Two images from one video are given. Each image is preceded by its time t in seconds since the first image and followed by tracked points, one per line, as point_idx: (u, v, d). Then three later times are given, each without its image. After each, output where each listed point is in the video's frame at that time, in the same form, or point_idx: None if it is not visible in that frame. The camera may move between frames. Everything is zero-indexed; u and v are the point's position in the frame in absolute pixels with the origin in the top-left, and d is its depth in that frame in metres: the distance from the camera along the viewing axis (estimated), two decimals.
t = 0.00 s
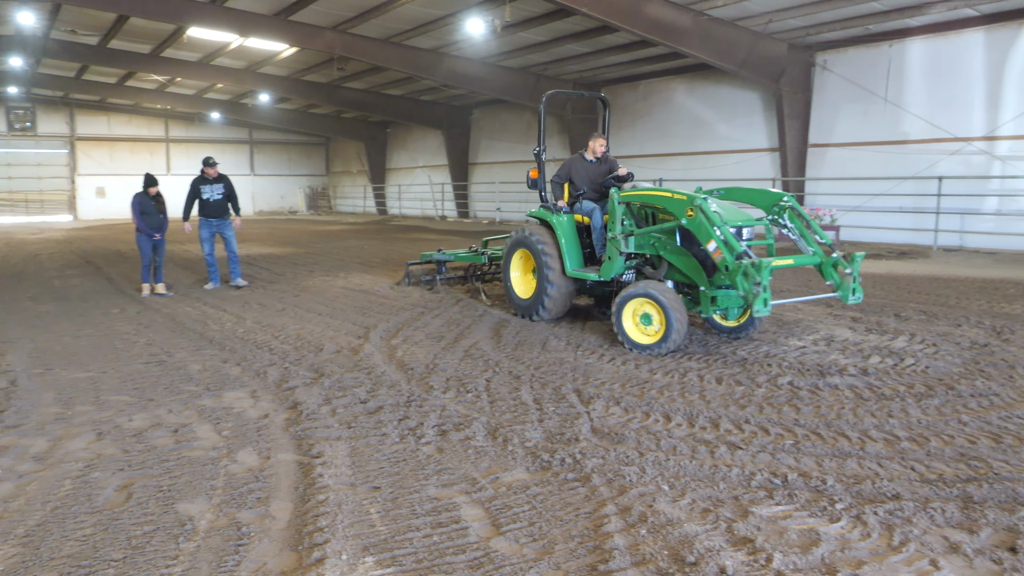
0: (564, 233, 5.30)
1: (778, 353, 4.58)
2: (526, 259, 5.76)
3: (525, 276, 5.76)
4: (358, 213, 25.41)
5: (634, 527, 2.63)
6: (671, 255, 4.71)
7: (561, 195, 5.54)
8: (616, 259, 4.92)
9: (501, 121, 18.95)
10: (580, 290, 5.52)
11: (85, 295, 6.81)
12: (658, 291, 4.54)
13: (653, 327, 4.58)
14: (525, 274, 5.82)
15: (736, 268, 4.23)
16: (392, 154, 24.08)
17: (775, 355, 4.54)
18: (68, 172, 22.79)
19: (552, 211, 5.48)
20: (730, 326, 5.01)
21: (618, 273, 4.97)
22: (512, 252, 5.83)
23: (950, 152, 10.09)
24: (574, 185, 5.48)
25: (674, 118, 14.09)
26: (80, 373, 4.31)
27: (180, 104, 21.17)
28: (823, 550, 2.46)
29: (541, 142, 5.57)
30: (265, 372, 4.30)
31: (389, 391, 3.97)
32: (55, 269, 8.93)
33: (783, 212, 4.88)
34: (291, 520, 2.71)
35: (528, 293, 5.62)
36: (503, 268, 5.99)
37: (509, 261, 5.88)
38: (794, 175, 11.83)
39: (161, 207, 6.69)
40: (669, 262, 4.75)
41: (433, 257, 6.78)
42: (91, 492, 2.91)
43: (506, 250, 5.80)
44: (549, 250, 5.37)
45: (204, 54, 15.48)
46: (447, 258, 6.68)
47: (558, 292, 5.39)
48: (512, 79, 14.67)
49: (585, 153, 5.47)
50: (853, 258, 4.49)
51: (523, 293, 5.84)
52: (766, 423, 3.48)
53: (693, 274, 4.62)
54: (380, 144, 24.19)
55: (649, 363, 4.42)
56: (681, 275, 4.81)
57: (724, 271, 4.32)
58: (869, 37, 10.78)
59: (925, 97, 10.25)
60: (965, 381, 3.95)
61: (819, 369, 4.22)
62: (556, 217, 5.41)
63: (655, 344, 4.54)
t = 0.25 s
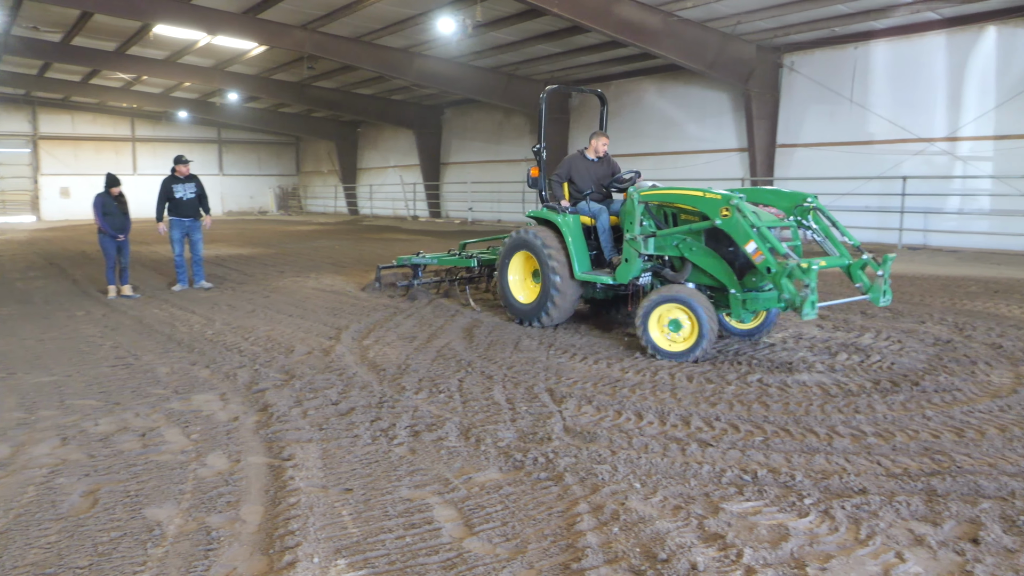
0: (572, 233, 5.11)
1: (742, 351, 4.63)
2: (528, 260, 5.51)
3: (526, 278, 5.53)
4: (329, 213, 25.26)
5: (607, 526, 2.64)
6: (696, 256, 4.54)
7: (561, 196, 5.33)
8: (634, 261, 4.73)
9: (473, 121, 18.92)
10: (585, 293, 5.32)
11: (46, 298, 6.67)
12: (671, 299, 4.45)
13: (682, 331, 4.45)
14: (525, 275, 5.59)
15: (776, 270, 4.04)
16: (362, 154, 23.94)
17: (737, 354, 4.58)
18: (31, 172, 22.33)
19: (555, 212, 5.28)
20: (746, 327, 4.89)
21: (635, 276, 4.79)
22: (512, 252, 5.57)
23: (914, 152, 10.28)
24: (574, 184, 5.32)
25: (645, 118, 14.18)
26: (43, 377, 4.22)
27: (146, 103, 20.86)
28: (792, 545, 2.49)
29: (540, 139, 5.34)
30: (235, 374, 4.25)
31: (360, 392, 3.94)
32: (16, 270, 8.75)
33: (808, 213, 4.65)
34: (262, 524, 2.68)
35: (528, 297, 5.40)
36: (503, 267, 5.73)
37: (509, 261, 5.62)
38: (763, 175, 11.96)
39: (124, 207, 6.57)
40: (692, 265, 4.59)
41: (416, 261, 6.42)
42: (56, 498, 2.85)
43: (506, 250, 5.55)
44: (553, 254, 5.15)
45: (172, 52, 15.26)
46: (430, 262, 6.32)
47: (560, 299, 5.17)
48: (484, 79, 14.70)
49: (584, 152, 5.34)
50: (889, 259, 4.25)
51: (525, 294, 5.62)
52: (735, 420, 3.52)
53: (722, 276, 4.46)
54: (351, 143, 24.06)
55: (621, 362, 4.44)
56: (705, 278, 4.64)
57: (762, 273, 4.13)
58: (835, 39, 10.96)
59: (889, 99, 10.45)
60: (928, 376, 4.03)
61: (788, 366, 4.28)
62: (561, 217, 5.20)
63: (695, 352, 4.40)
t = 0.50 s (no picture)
0: (583, 235, 4.91)
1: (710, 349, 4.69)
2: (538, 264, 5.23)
3: (530, 279, 5.31)
4: (298, 213, 25.13)
5: (578, 524, 2.65)
6: (726, 259, 4.40)
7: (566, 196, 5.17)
8: (657, 265, 4.57)
9: (443, 121, 18.91)
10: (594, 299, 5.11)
11: (5, 300, 6.54)
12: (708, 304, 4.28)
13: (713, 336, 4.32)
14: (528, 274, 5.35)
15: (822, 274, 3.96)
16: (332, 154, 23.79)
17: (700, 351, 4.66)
18: None
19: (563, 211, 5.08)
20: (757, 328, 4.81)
21: (655, 280, 4.63)
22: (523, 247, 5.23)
23: (878, 153, 10.47)
24: (578, 185, 5.18)
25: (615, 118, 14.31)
26: (3, 381, 4.13)
27: (110, 102, 20.57)
28: (761, 540, 2.52)
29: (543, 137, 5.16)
30: (203, 377, 4.19)
31: (331, 394, 3.91)
32: None
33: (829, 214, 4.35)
34: (231, 528, 2.64)
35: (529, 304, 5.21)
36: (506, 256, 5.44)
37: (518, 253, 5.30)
38: (731, 175, 12.15)
39: (85, 208, 6.44)
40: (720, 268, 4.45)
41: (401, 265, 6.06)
42: (17, 506, 2.78)
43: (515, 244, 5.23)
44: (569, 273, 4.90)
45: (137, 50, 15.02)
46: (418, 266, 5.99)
47: (567, 316, 5.00)
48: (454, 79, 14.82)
49: (587, 151, 5.23)
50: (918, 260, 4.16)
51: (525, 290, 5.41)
52: (705, 418, 3.55)
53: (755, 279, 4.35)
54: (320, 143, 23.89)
55: (592, 361, 4.46)
56: (731, 281, 4.51)
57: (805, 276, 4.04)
58: (801, 41, 11.14)
59: (853, 100, 10.64)
60: (892, 372, 4.11)
61: (756, 363, 4.34)
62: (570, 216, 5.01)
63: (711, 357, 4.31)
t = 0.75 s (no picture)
0: (596, 236, 4.76)
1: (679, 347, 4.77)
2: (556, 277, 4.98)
3: (537, 281, 5.10)
4: (263, 213, 25.02)
5: (547, 523, 2.66)
6: (754, 260, 4.35)
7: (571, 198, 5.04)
8: (681, 268, 4.49)
9: (410, 121, 18.97)
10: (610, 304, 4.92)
11: None
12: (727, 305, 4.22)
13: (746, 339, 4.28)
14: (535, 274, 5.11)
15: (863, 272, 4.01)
16: (298, 154, 23.60)
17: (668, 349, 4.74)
18: None
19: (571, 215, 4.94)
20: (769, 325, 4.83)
21: (677, 283, 4.54)
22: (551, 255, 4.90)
23: (839, 153, 10.68)
24: (585, 186, 5.07)
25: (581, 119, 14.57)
26: None
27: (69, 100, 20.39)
28: (727, 535, 2.55)
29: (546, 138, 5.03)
30: (166, 381, 4.11)
31: (298, 396, 3.87)
32: None
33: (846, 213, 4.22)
34: (195, 534, 2.60)
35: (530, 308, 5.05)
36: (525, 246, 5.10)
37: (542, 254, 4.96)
38: (696, 174, 12.37)
39: (42, 209, 6.30)
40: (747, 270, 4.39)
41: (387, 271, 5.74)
42: None
43: (541, 248, 4.89)
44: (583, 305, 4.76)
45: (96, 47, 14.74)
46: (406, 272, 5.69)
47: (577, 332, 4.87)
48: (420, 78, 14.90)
49: (591, 152, 5.13)
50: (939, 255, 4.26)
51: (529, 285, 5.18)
52: (672, 415, 3.58)
53: (784, 279, 4.32)
54: (286, 143, 23.73)
55: (560, 360, 4.48)
56: (757, 282, 4.46)
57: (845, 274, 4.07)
58: (764, 43, 11.33)
59: (815, 102, 10.87)
60: (854, 368, 4.20)
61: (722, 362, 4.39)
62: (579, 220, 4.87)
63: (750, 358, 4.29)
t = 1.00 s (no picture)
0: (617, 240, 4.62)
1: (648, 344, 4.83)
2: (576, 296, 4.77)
3: (552, 282, 4.87)
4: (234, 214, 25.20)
5: (521, 523, 2.66)
6: (788, 258, 4.36)
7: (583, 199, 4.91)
8: (709, 267, 4.43)
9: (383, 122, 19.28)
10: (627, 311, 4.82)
11: None
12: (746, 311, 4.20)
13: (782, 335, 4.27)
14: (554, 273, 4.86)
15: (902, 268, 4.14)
16: (268, 154, 23.83)
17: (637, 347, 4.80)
18: None
19: (589, 216, 4.78)
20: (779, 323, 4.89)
21: (705, 285, 4.47)
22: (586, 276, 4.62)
23: (807, 153, 11.02)
24: (597, 187, 4.93)
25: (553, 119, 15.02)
26: None
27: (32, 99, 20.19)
28: (699, 532, 2.57)
29: (558, 137, 4.91)
30: (134, 385, 4.05)
31: (269, 399, 3.83)
32: None
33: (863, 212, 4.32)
34: (165, 539, 2.56)
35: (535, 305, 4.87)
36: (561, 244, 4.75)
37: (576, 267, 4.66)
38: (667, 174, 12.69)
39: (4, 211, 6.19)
40: (778, 269, 4.40)
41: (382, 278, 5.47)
42: None
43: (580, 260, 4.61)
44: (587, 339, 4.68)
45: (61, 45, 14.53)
46: (404, 279, 5.43)
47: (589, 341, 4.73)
48: (390, 78, 15.26)
49: (603, 152, 5.00)
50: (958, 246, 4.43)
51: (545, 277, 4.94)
52: (645, 414, 3.61)
53: (816, 277, 4.37)
54: (255, 143, 23.89)
55: (533, 361, 4.48)
56: (785, 280, 4.48)
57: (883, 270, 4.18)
58: (733, 45, 11.69)
59: (783, 103, 11.22)
60: (823, 366, 4.25)
61: (694, 361, 4.42)
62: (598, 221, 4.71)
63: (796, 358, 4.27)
